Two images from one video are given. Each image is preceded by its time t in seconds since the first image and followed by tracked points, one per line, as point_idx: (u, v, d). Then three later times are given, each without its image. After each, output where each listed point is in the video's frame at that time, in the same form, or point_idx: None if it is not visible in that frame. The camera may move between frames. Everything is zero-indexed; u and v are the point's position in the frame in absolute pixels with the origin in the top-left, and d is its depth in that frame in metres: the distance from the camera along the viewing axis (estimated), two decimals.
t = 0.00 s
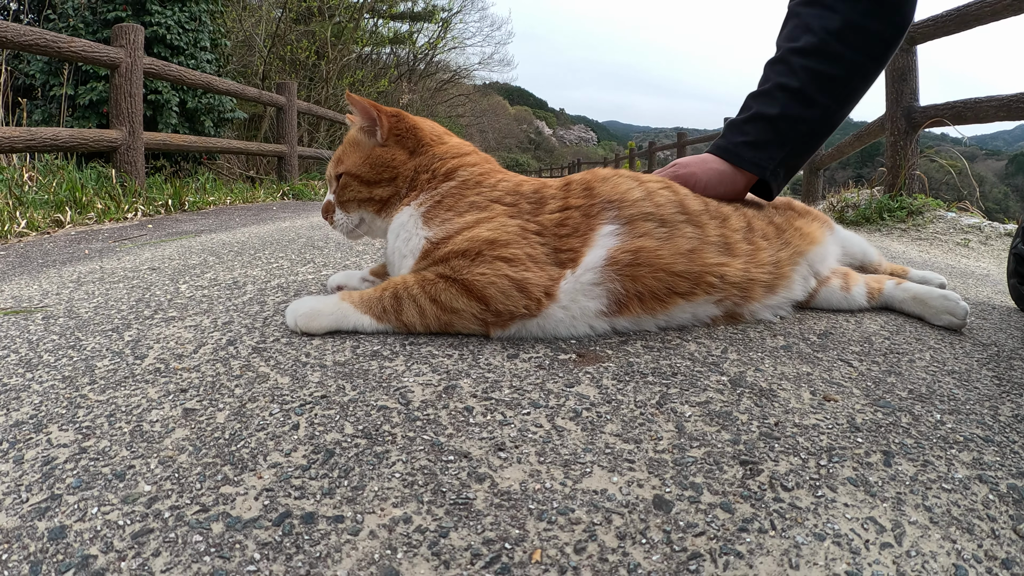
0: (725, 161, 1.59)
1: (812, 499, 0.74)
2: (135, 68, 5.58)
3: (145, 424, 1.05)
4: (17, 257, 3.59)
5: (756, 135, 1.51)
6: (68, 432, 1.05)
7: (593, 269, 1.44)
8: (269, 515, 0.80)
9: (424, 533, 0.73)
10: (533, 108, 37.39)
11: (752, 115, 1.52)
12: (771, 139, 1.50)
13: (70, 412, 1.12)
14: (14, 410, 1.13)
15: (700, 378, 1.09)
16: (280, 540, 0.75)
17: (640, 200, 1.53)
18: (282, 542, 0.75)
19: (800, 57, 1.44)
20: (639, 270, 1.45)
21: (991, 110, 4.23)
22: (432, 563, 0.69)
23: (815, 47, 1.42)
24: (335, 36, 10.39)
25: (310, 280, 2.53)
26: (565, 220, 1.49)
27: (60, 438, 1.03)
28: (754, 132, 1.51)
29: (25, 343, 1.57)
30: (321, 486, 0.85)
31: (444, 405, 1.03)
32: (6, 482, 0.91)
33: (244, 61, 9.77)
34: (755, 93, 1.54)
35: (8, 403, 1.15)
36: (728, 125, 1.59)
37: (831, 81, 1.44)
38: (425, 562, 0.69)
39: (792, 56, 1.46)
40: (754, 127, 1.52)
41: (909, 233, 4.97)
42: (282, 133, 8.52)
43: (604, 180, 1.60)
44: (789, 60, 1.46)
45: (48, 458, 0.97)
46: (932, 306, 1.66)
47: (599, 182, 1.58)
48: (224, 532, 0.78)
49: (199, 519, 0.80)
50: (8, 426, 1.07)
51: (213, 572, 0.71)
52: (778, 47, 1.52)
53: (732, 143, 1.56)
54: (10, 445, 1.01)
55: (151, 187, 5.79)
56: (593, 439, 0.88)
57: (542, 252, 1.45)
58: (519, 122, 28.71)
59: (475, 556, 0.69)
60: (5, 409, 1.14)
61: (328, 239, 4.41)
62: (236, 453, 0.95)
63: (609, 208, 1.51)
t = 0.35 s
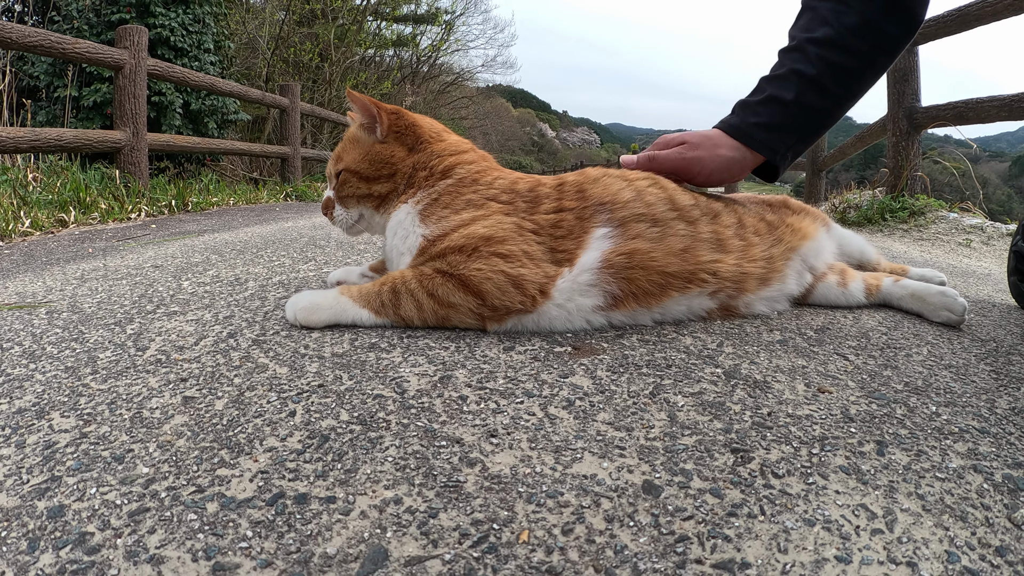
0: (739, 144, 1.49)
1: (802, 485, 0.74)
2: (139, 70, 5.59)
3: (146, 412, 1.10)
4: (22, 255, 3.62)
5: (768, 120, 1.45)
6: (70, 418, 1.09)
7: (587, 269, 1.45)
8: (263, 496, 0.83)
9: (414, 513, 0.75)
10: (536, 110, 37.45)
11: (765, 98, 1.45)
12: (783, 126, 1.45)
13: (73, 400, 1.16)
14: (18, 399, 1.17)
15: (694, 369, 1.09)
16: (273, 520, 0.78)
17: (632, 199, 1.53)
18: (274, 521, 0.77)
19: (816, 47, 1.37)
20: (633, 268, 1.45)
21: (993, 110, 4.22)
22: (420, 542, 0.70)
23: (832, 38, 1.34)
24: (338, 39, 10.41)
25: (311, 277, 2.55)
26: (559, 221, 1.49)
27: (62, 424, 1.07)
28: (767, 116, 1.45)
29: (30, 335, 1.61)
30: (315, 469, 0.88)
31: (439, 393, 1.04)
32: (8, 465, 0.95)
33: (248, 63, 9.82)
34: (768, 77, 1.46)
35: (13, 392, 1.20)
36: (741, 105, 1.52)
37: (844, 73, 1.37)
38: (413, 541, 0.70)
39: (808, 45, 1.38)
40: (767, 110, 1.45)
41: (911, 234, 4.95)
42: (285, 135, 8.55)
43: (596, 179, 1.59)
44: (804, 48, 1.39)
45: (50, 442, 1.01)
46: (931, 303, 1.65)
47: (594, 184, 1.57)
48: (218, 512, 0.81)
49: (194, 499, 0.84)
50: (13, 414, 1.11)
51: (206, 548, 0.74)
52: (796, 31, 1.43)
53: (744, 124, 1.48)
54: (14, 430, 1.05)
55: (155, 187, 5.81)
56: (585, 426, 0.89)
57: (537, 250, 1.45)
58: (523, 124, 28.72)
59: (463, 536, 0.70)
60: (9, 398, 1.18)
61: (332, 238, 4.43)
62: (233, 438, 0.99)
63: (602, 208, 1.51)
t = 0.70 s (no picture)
0: (677, 144, 1.54)
1: (794, 499, 0.73)
2: (142, 72, 5.60)
3: (142, 418, 1.10)
4: (24, 257, 3.62)
5: (696, 110, 1.57)
6: (68, 424, 1.10)
7: (585, 277, 1.45)
8: (254, 504, 0.83)
9: (402, 524, 0.74)
10: (539, 112, 37.46)
11: (691, 85, 1.55)
12: (708, 115, 1.59)
13: (71, 405, 1.17)
14: (17, 404, 1.18)
15: (689, 378, 1.08)
16: (263, 527, 0.78)
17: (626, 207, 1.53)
18: (264, 529, 0.77)
19: (740, 29, 1.56)
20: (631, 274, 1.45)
21: (996, 113, 4.19)
22: (406, 552, 0.69)
23: (756, 24, 1.56)
24: (341, 42, 10.42)
25: (311, 281, 2.55)
26: (555, 228, 1.48)
27: (60, 430, 1.07)
28: (695, 106, 1.56)
29: (31, 340, 1.62)
30: (307, 477, 0.87)
31: (432, 402, 1.03)
32: (6, 470, 0.95)
33: (251, 66, 9.85)
34: (690, 63, 1.57)
35: (12, 397, 1.20)
36: (665, 93, 1.56)
37: (760, 59, 1.60)
38: (399, 551, 0.70)
39: (731, 28, 1.57)
40: (693, 96, 1.55)
41: (913, 237, 4.93)
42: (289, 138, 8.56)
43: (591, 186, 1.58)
44: (728, 32, 1.57)
45: (48, 448, 1.01)
46: (931, 309, 1.63)
47: (588, 191, 1.55)
48: (210, 519, 0.81)
49: (187, 506, 0.84)
50: (11, 419, 1.12)
51: (197, 555, 0.74)
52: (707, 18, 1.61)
53: (675, 118, 1.54)
54: (11, 436, 1.06)
55: (158, 190, 5.82)
56: (576, 436, 0.88)
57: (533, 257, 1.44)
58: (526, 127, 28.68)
59: (449, 547, 0.70)
60: (7, 404, 1.18)
61: (334, 242, 4.43)
62: (228, 445, 0.99)
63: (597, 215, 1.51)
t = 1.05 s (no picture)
0: (710, 159, 1.53)
1: (767, 498, 0.70)
2: (145, 74, 5.57)
3: (122, 408, 1.08)
4: (24, 256, 3.61)
5: (718, 118, 1.56)
6: (51, 413, 1.08)
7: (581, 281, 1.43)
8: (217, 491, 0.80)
9: (357, 514, 0.71)
10: (544, 115, 37.45)
11: (714, 96, 1.54)
12: (727, 121, 1.59)
13: (55, 396, 1.16)
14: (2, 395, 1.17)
15: (671, 374, 1.05)
16: (221, 513, 0.75)
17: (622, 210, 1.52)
18: (222, 515, 0.75)
19: (744, 33, 1.57)
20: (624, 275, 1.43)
21: (999, 112, 4.14)
22: (357, 542, 0.67)
23: (757, 27, 1.58)
24: (345, 43, 10.40)
25: (305, 279, 2.53)
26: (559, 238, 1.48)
27: (42, 418, 1.06)
28: (718, 115, 1.55)
29: (23, 335, 1.61)
30: (270, 466, 0.84)
31: (405, 395, 0.99)
32: None
33: (255, 67, 9.87)
34: (706, 71, 1.55)
35: None
36: (690, 105, 1.53)
37: (761, 59, 1.63)
38: (352, 540, 0.67)
39: (737, 32, 1.57)
40: (715, 108, 1.55)
41: (915, 238, 4.88)
42: (291, 139, 8.54)
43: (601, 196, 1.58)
44: (735, 38, 1.56)
45: (28, 435, 1.00)
46: (927, 307, 1.57)
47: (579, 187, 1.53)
48: (172, 504, 0.79)
49: (152, 492, 0.82)
50: None
51: (155, 538, 0.73)
52: (708, 22, 1.60)
53: (704, 130, 1.52)
54: None
55: (160, 191, 5.80)
56: (546, 431, 0.85)
57: (531, 262, 1.44)
58: (530, 129, 28.68)
59: (401, 538, 0.67)
60: None
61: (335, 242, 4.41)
62: (199, 435, 0.96)
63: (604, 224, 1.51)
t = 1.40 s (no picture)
0: (761, 172, 1.55)
1: (763, 525, 0.68)
2: (147, 76, 5.57)
3: (114, 422, 1.07)
4: (25, 260, 3.61)
5: (763, 131, 1.57)
6: (44, 426, 1.07)
7: (582, 290, 1.42)
8: (204, 511, 0.79)
9: (343, 540, 0.70)
10: (547, 117, 37.44)
11: (761, 111, 1.54)
12: (771, 132, 1.60)
13: (48, 409, 1.14)
14: None
15: (668, 391, 1.03)
16: (207, 536, 0.74)
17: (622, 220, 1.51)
18: (208, 538, 0.73)
19: (780, 44, 1.57)
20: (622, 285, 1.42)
21: (1004, 115, 4.10)
22: (341, 569, 0.65)
23: (790, 37, 1.58)
24: (348, 45, 10.39)
25: (304, 286, 2.51)
26: (559, 245, 1.46)
27: (35, 432, 1.05)
28: (763, 127, 1.56)
29: (20, 343, 1.60)
30: (258, 486, 0.83)
31: (396, 412, 0.98)
32: None
33: (258, 70, 9.88)
34: (750, 84, 1.55)
35: None
36: (738, 121, 1.53)
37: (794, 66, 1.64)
38: (335, 566, 0.66)
39: (774, 43, 1.57)
40: (762, 122, 1.56)
41: (919, 241, 4.84)
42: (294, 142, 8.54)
43: (602, 203, 1.56)
44: (772, 48, 1.56)
45: (20, 449, 0.99)
46: (932, 317, 1.55)
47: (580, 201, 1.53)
48: (159, 525, 0.77)
49: (141, 511, 0.80)
50: None
51: (142, 560, 0.71)
52: (743, 35, 1.58)
53: (754, 144, 1.53)
54: None
55: (162, 193, 5.79)
56: (537, 452, 0.83)
57: (529, 271, 1.42)
58: (533, 131, 28.68)
59: (385, 565, 0.65)
60: None
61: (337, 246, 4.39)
62: (190, 452, 0.94)
63: (606, 233, 1.49)
